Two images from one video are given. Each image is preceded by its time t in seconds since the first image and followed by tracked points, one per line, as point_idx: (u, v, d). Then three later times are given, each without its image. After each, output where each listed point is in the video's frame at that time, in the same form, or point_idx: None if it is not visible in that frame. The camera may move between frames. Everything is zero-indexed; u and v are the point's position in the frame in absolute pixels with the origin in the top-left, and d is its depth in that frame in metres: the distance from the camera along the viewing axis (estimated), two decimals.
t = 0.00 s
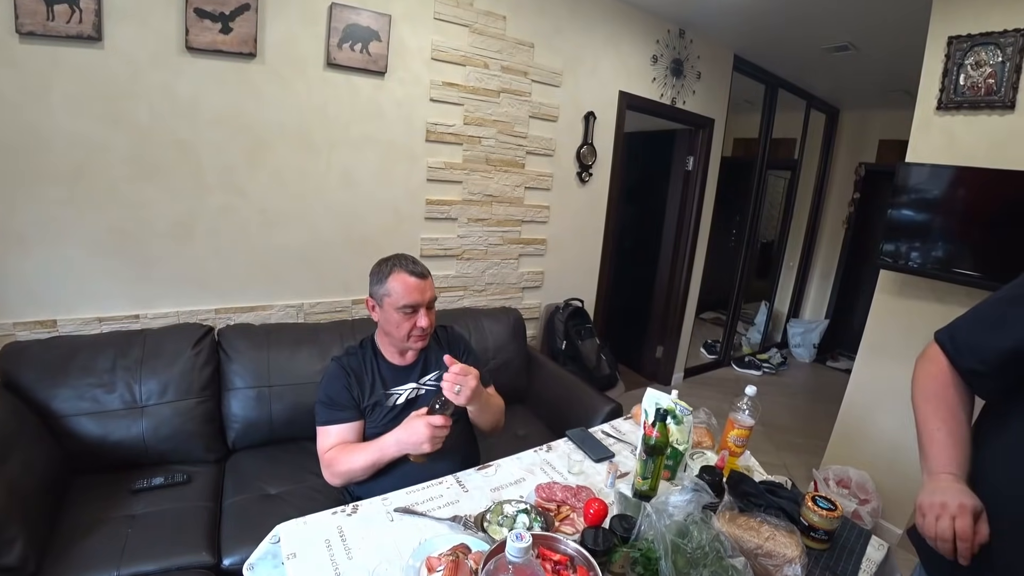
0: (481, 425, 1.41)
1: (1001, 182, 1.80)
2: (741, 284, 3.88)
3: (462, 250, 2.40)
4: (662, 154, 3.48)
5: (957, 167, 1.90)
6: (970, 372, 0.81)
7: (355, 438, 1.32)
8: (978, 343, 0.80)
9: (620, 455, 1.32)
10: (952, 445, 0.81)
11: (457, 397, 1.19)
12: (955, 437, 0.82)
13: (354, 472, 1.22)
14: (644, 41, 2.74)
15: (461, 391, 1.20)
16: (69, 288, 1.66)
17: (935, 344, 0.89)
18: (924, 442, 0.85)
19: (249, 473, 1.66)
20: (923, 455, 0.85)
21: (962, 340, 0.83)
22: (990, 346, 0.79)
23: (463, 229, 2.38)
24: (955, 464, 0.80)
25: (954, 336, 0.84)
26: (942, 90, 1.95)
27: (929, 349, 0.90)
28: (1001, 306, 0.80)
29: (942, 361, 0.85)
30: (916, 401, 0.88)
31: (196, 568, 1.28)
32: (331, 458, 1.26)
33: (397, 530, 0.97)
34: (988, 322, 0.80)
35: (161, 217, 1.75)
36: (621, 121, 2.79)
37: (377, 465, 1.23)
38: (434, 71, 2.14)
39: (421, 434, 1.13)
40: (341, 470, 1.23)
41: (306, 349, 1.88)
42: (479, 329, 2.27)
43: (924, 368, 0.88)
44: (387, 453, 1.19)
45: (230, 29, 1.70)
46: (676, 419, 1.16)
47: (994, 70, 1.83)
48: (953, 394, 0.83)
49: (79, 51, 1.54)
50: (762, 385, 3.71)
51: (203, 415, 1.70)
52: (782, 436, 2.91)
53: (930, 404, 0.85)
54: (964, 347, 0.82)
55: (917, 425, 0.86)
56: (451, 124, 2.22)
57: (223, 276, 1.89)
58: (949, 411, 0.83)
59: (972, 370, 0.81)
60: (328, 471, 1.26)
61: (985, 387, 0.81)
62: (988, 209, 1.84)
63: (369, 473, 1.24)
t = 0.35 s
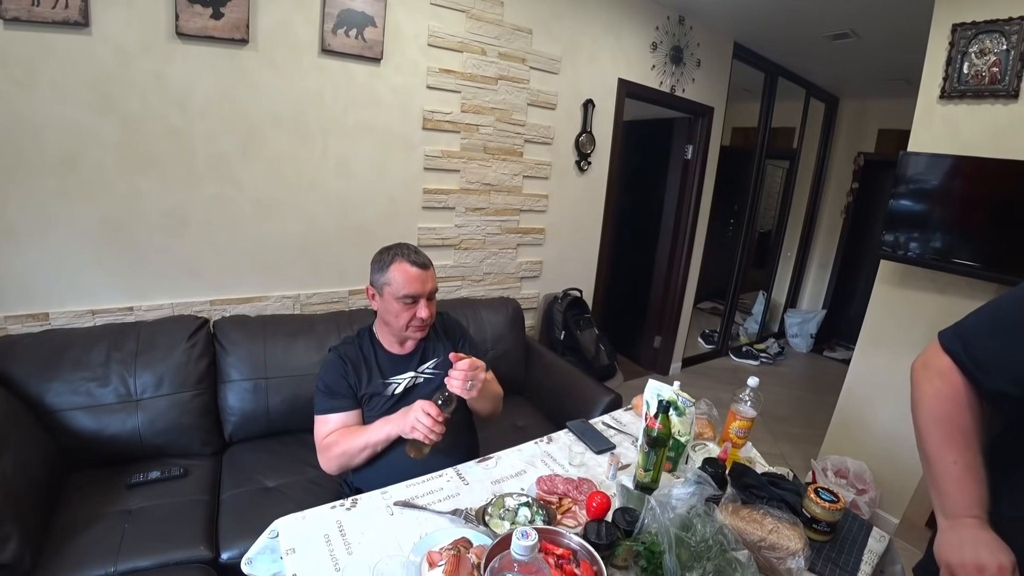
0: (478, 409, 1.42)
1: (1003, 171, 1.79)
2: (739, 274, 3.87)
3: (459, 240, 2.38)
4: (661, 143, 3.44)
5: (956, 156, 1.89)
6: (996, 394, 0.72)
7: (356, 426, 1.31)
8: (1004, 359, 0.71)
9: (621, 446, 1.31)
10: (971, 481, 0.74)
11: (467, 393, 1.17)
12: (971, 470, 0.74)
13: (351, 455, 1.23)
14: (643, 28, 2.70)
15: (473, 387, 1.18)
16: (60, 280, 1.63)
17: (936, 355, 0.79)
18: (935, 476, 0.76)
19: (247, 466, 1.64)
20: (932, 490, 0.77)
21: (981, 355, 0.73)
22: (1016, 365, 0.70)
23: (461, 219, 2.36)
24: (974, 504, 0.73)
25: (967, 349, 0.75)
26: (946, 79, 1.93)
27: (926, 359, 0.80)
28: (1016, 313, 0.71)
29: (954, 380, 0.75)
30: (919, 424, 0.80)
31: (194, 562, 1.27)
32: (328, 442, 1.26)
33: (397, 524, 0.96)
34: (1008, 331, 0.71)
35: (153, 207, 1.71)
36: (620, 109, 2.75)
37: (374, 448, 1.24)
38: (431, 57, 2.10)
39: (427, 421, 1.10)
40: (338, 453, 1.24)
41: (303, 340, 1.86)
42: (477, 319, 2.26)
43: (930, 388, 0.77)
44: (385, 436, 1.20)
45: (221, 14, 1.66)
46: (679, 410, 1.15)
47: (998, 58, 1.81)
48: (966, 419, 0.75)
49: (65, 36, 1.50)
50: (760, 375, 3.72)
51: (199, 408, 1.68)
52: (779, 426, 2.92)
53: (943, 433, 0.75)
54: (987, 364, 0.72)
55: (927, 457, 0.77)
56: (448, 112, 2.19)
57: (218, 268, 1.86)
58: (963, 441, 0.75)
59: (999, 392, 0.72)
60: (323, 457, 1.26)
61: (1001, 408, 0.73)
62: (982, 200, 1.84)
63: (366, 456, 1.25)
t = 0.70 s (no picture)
0: (474, 405, 1.42)
1: (997, 165, 1.79)
2: (734, 266, 3.89)
3: (454, 230, 2.37)
4: (658, 134, 3.43)
5: (951, 150, 1.89)
6: (986, 457, 0.58)
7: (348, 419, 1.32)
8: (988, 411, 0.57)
9: (615, 437, 1.32)
10: (946, 556, 0.64)
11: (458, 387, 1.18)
12: (948, 542, 0.64)
13: (345, 453, 1.22)
14: (641, 18, 2.67)
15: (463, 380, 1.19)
16: (51, 270, 1.61)
17: (899, 395, 0.64)
18: (904, 547, 0.66)
19: (241, 456, 1.64)
20: (900, 560, 0.68)
21: (961, 403, 0.58)
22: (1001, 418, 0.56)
23: (456, 209, 2.34)
24: None
25: (941, 394, 0.59)
26: (943, 72, 1.93)
27: (883, 396, 0.66)
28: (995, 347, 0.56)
29: (926, 435, 0.61)
30: (881, 481, 0.67)
31: (188, 552, 1.28)
32: (322, 437, 1.26)
33: (392, 514, 0.96)
34: (994, 372, 0.56)
35: (145, 197, 1.69)
36: (617, 99, 2.74)
37: (369, 448, 1.23)
38: (426, 46, 2.07)
39: (435, 423, 1.11)
40: (332, 450, 1.23)
41: (297, 331, 1.85)
42: (472, 310, 2.26)
43: (893, 444, 0.64)
44: (383, 438, 1.18)
45: None
46: (672, 401, 1.15)
47: (995, 52, 1.81)
48: (938, 483, 0.63)
49: (53, 22, 1.46)
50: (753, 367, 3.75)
51: (193, 398, 1.68)
52: (772, 417, 2.95)
53: (912, 499, 0.64)
54: (971, 417, 0.58)
55: (898, 528, 0.66)
56: (443, 101, 2.17)
57: (211, 258, 1.84)
58: (938, 511, 0.64)
59: (988, 454, 0.58)
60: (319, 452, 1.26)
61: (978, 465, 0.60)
62: (977, 194, 1.85)
63: (360, 454, 1.24)
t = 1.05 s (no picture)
0: (468, 402, 1.41)
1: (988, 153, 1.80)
2: (727, 255, 3.90)
3: (447, 221, 2.36)
4: (651, 124, 3.42)
5: (942, 139, 1.90)
6: (988, 467, 0.54)
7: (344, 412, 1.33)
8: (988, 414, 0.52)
9: (609, 425, 1.33)
10: (922, 561, 0.61)
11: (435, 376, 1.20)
12: (928, 549, 0.60)
13: (342, 451, 1.22)
14: (634, 6, 2.65)
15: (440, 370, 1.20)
16: (41, 265, 1.60)
17: (889, 394, 0.58)
18: (881, 553, 0.62)
19: (237, 449, 1.65)
20: (875, 566, 0.64)
21: (960, 406, 0.53)
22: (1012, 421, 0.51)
23: (449, 199, 2.33)
24: None
25: (938, 395, 0.54)
26: (935, 61, 1.93)
27: (871, 394, 0.60)
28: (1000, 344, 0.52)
29: (917, 439, 0.56)
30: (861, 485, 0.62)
31: (185, 544, 1.28)
32: (320, 433, 1.26)
33: (387, 503, 0.97)
34: (995, 371, 0.52)
35: (135, 189, 1.67)
36: (610, 89, 2.72)
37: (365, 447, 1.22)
38: (418, 35, 2.05)
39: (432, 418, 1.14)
40: (329, 447, 1.23)
41: (291, 323, 1.85)
42: (466, 301, 2.26)
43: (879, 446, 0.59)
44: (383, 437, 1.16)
45: None
46: (665, 390, 1.16)
47: (987, 41, 1.82)
48: (924, 489, 0.58)
49: (38, 12, 1.44)
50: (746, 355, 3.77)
51: (187, 391, 1.67)
52: (764, 405, 2.98)
53: (898, 506, 0.59)
54: (972, 421, 0.53)
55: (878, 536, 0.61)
56: (436, 91, 2.15)
57: (203, 250, 1.83)
58: (921, 517, 0.59)
59: (987, 462, 0.54)
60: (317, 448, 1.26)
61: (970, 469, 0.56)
62: (969, 182, 1.86)
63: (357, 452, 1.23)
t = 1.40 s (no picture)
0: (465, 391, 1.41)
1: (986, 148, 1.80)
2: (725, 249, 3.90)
3: (445, 213, 2.36)
4: (651, 117, 3.40)
5: (941, 134, 1.89)
6: (987, 425, 0.59)
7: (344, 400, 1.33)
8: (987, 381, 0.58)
9: (605, 418, 1.33)
10: (926, 519, 0.66)
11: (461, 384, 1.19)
12: (930, 506, 0.66)
13: (337, 430, 1.25)
14: None
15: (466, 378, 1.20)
16: (37, 256, 1.59)
17: (898, 363, 0.66)
18: (885, 508, 0.68)
19: (235, 440, 1.65)
20: (883, 523, 0.69)
21: (963, 373, 0.59)
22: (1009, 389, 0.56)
23: (447, 191, 2.33)
24: (929, 546, 0.66)
25: (941, 363, 0.61)
26: (935, 55, 1.92)
27: (883, 364, 0.67)
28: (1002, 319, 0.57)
29: (922, 401, 0.63)
30: (871, 446, 0.69)
31: (184, 536, 1.29)
32: (315, 416, 1.28)
33: (384, 495, 0.97)
34: (994, 343, 0.57)
35: (132, 180, 1.66)
36: (609, 81, 2.71)
37: (361, 423, 1.25)
38: (416, 26, 2.03)
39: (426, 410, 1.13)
40: (324, 427, 1.26)
41: (289, 315, 1.84)
42: (463, 293, 2.25)
43: (887, 408, 0.66)
44: (370, 414, 1.21)
45: None
46: (662, 383, 1.16)
47: (988, 35, 1.81)
48: (928, 449, 0.65)
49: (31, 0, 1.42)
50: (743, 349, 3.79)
51: (184, 383, 1.67)
52: (760, 398, 3.00)
53: (902, 463, 0.65)
54: (972, 386, 0.59)
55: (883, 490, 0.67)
56: (433, 82, 2.14)
57: (199, 242, 1.82)
58: (925, 475, 0.65)
59: (987, 423, 0.59)
60: (312, 433, 1.28)
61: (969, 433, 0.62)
62: (968, 177, 1.85)
63: (352, 430, 1.27)
